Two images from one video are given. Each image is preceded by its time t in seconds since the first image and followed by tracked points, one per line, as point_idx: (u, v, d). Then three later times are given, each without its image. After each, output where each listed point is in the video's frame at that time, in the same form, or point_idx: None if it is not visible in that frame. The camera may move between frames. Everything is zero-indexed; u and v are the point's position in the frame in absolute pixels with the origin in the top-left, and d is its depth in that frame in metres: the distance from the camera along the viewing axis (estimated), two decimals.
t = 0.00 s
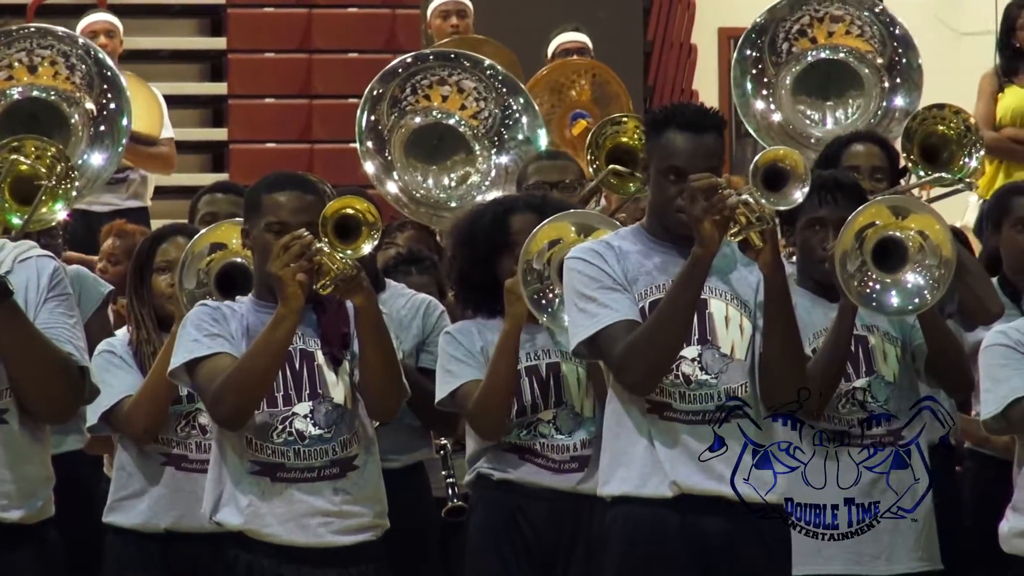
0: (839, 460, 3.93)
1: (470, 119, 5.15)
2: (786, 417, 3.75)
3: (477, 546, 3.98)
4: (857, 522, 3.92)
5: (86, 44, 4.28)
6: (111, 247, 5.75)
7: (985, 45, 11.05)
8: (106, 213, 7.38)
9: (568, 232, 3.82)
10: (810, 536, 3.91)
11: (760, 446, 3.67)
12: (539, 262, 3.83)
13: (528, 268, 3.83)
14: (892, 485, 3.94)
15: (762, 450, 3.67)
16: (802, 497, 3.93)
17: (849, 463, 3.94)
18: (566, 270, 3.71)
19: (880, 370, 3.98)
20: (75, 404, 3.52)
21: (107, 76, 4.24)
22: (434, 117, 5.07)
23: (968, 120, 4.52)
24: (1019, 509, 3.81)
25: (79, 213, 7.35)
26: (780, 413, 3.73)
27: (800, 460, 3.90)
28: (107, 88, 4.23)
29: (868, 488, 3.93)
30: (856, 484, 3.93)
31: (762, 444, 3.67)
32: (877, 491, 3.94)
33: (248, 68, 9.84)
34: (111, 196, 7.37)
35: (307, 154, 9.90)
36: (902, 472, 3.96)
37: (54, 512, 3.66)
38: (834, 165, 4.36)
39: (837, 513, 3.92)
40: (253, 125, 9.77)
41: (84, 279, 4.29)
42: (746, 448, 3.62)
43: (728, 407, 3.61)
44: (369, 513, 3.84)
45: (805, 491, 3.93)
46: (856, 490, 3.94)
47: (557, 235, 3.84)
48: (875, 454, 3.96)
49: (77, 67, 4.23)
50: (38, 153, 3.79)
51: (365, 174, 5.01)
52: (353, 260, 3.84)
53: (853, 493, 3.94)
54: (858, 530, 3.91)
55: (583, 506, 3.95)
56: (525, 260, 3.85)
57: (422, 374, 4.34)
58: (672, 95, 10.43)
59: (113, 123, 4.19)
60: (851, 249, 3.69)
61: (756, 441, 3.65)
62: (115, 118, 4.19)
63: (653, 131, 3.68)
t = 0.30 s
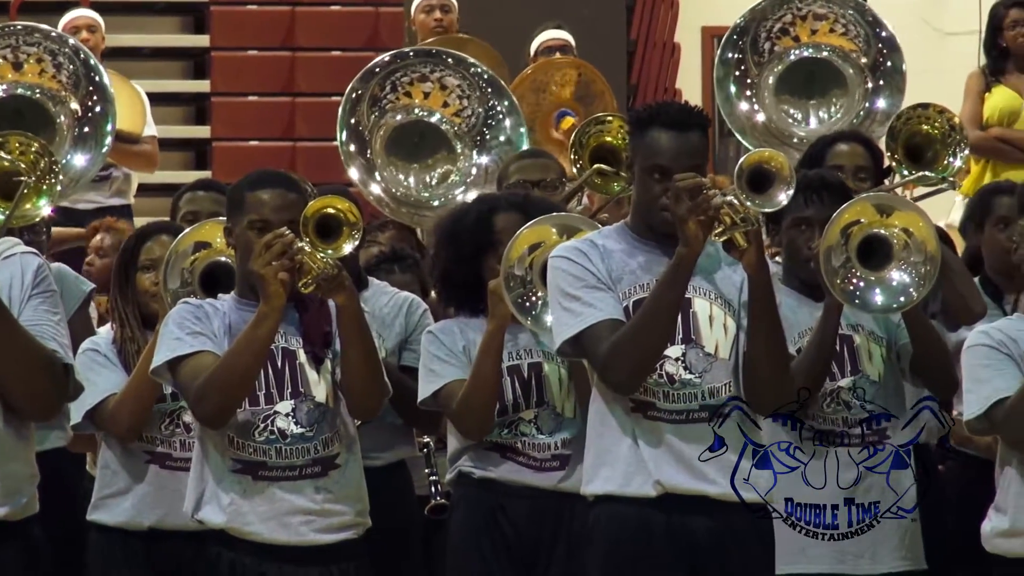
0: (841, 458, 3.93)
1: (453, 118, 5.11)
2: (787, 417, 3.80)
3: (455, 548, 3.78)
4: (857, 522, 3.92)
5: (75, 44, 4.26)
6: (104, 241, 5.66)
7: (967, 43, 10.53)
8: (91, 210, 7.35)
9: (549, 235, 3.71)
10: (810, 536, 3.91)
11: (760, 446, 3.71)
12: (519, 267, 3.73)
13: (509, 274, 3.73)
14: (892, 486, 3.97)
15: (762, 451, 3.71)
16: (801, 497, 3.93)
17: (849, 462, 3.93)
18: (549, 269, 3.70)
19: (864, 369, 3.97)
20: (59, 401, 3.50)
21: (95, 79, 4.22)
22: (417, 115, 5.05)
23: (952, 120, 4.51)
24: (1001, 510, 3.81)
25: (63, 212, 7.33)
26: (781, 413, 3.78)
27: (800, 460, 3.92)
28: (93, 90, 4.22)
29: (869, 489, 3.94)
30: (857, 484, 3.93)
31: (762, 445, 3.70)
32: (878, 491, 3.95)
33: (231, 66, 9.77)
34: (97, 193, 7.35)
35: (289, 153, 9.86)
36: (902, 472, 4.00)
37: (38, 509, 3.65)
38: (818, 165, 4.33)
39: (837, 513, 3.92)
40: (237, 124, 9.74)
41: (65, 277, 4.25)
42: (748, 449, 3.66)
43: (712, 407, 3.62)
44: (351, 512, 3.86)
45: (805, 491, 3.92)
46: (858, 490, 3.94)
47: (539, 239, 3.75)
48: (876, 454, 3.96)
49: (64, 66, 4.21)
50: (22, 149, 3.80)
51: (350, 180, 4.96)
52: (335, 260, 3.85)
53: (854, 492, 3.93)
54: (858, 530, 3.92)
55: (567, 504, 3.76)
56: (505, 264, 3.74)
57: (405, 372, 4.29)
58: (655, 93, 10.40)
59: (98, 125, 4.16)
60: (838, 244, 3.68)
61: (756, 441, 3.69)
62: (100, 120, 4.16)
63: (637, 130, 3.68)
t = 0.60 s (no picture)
0: (841, 459, 3.90)
1: (429, 118, 5.10)
2: (787, 416, 3.87)
3: (433, 548, 3.75)
4: (857, 522, 3.90)
5: (54, 41, 4.23)
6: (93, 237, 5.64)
7: (946, 44, 11.55)
8: (70, 208, 7.33)
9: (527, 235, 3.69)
10: (809, 537, 3.88)
11: (761, 446, 3.86)
12: (497, 267, 3.70)
13: (487, 274, 3.70)
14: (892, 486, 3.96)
15: (762, 450, 3.86)
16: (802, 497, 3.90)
17: (848, 463, 3.90)
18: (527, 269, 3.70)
19: (846, 370, 3.94)
20: (37, 399, 3.47)
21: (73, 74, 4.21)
22: (393, 115, 5.02)
23: (931, 121, 4.53)
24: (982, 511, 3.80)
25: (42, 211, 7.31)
26: (782, 413, 3.86)
27: (800, 459, 3.90)
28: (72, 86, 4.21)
29: (869, 489, 3.92)
30: (857, 484, 3.91)
31: (763, 444, 3.85)
32: (877, 492, 3.93)
33: (210, 65, 9.76)
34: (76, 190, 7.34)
35: (267, 152, 9.84)
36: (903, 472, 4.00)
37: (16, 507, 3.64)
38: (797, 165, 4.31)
39: (837, 513, 3.89)
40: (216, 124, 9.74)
41: (43, 276, 4.21)
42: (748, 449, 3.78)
43: (690, 407, 3.61)
44: (328, 511, 3.86)
45: (806, 492, 3.90)
46: (857, 490, 3.91)
47: (516, 239, 3.73)
48: (875, 453, 3.95)
49: (44, 64, 4.19)
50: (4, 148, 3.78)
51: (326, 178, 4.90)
52: (312, 260, 3.86)
53: (854, 493, 3.91)
54: (858, 530, 3.90)
55: (543, 503, 3.75)
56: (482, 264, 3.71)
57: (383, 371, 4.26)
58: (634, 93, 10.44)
59: (78, 122, 4.14)
60: (816, 242, 3.67)
61: (756, 441, 3.83)
62: (80, 116, 4.15)
63: (615, 129, 3.68)
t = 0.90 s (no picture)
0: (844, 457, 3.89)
1: (397, 118, 4.97)
2: (786, 416, 3.85)
3: (402, 549, 3.75)
4: (855, 522, 3.89)
5: (28, 42, 4.19)
6: (48, 233, 5.60)
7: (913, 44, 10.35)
8: (38, 206, 7.32)
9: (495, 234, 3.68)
10: (810, 536, 3.82)
11: (760, 446, 3.84)
12: (466, 266, 3.69)
13: (456, 273, 3.69)
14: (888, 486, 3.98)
15: (762, 451, 3.83)
16: (802, 497, 3.83)
17: (850, 463, 3.89)
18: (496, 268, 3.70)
19: (819, 372, 3.91)
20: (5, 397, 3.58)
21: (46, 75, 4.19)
22: (362, 115, 4.88)
23: (901, 122, 4.52)
24: (953, 512, 3.80)
25: (9, 208, 7.30)
26: (780, 412, 3.85)
27: (800, 459, 3.84)
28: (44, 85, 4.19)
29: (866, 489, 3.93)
30: (856, 484, 3.90)
31: (763, 444, 3.83)
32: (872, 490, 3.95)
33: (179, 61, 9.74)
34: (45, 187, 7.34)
35: (235, 151, 9.75)
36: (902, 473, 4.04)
37: None
38: (768, 165, 4.27)
39: (837, 514, 3.85)
40: (188, 122, 9.71)
41: (13, 273, 4.21)
42: (747, 449, 3.85)
43: (656, 407, 3.60)
44: (297, 510, 3.86)
45: (806, 491, 3.83)
46: (856, 490, 3.91)
47: (484, 238, 3.73)
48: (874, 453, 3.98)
49: (16, 64, 4.16)
50: None
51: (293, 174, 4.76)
52: (281, 259, 3.85)
53: (853, 492, 3.90)
54: (857, 530, 3.89)
55: (511, 501, 3.74)
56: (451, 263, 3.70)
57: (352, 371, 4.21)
58: (602, 94, 10.24)
59: (50, 121, 4.15)
60: (786, 247, 3.66)
61: (755, 441, 3.84)
62: (53, 115, 4.15)
63: (583, 129, 3.68)
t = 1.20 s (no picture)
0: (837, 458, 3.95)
1: (367, 119, 4.97)
2: (786, 416, 3.87)
3: (369, 547, 3.74)
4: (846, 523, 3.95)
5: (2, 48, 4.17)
6: None
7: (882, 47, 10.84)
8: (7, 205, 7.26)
9: (463, 235, 3.68)
10: (811, 536, 3.83)
11: (761, 447, 3.82)
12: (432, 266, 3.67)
13: (422, 274, 3.68)
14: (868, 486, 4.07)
15: (763, 451, 3.82)
16: (802, 497, 3.85)
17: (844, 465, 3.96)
18: (463, 269, 3.70)
19: (787, 371, 3.90)
20: None
21: (19, 83, 4.16)
22: (330, 116, 4.88)
23: (872, 123, 4.55)
24: (922, 514, 3.79)
25: None
26: (781, 412, 3.86)
27: (799, 460, 3.86)
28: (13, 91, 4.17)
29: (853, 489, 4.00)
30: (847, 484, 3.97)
31: (765, 445, 3.82)
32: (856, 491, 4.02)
33: (146, 61, 9.76)
34: (15, 186, 7.27)
35: (205, 151, 9.84)
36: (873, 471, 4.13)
37: None
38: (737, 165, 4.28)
39: (835, 514, 3.89)
40: (154, 122, 9.73)
41: None
42: (746, 451, 3.82)
43: (623, 407, 3.60)
44: (267, 509, 3.85)
45: (806, 492, 3.85)
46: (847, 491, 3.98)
47: (453, 238, 3.73)
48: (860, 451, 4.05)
49: None
50: None
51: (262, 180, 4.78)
52: (250, 256, 3.85)
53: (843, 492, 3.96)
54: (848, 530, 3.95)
55: (478, 501, 3.74)
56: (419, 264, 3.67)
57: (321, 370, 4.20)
58: (571, 92, 10.36)
59: (18, 126, 4.14)
60: (753, 246, 3.65)
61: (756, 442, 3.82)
62: (21, 121, 4.14)
63: (550, 128, 3.68)
